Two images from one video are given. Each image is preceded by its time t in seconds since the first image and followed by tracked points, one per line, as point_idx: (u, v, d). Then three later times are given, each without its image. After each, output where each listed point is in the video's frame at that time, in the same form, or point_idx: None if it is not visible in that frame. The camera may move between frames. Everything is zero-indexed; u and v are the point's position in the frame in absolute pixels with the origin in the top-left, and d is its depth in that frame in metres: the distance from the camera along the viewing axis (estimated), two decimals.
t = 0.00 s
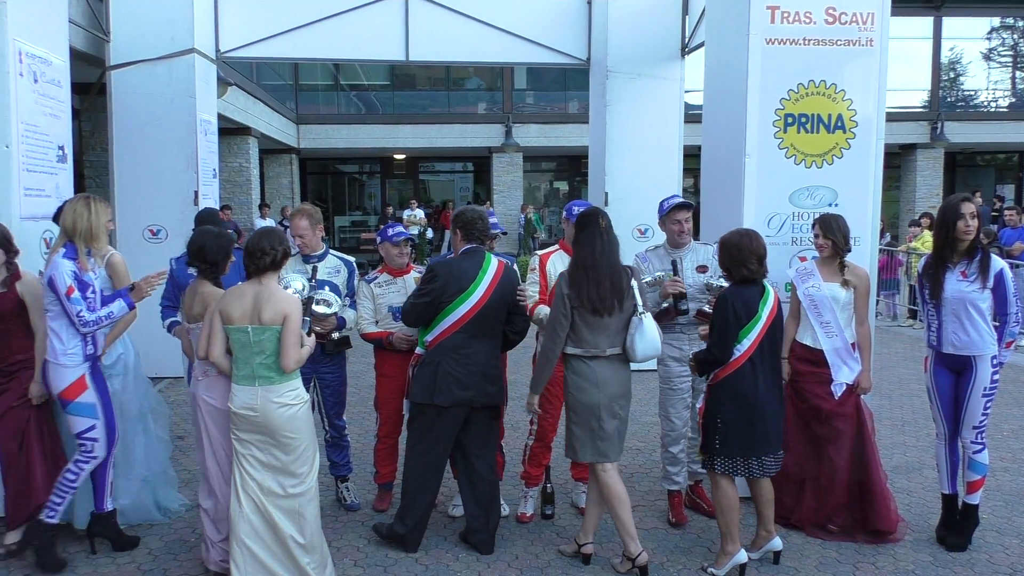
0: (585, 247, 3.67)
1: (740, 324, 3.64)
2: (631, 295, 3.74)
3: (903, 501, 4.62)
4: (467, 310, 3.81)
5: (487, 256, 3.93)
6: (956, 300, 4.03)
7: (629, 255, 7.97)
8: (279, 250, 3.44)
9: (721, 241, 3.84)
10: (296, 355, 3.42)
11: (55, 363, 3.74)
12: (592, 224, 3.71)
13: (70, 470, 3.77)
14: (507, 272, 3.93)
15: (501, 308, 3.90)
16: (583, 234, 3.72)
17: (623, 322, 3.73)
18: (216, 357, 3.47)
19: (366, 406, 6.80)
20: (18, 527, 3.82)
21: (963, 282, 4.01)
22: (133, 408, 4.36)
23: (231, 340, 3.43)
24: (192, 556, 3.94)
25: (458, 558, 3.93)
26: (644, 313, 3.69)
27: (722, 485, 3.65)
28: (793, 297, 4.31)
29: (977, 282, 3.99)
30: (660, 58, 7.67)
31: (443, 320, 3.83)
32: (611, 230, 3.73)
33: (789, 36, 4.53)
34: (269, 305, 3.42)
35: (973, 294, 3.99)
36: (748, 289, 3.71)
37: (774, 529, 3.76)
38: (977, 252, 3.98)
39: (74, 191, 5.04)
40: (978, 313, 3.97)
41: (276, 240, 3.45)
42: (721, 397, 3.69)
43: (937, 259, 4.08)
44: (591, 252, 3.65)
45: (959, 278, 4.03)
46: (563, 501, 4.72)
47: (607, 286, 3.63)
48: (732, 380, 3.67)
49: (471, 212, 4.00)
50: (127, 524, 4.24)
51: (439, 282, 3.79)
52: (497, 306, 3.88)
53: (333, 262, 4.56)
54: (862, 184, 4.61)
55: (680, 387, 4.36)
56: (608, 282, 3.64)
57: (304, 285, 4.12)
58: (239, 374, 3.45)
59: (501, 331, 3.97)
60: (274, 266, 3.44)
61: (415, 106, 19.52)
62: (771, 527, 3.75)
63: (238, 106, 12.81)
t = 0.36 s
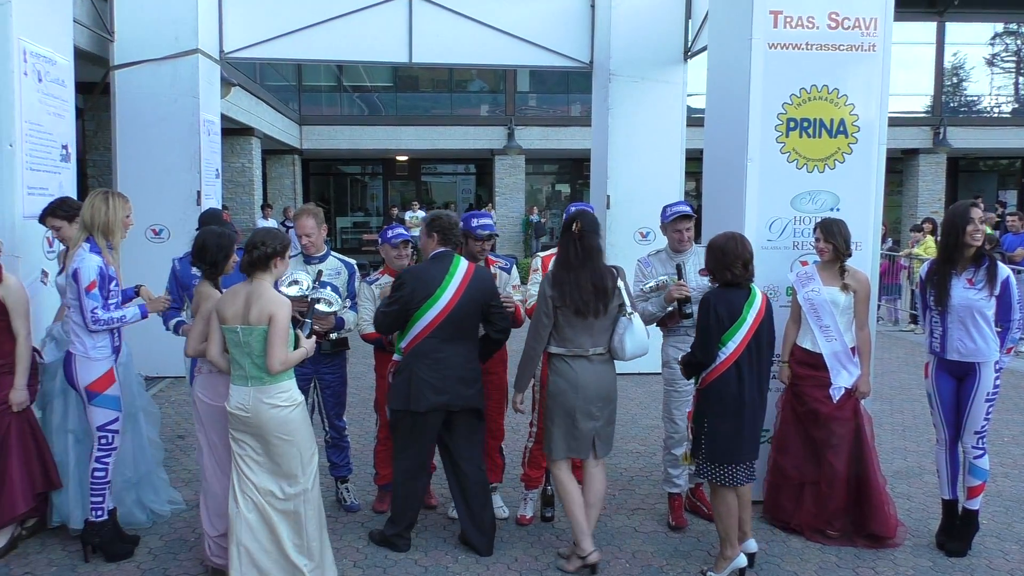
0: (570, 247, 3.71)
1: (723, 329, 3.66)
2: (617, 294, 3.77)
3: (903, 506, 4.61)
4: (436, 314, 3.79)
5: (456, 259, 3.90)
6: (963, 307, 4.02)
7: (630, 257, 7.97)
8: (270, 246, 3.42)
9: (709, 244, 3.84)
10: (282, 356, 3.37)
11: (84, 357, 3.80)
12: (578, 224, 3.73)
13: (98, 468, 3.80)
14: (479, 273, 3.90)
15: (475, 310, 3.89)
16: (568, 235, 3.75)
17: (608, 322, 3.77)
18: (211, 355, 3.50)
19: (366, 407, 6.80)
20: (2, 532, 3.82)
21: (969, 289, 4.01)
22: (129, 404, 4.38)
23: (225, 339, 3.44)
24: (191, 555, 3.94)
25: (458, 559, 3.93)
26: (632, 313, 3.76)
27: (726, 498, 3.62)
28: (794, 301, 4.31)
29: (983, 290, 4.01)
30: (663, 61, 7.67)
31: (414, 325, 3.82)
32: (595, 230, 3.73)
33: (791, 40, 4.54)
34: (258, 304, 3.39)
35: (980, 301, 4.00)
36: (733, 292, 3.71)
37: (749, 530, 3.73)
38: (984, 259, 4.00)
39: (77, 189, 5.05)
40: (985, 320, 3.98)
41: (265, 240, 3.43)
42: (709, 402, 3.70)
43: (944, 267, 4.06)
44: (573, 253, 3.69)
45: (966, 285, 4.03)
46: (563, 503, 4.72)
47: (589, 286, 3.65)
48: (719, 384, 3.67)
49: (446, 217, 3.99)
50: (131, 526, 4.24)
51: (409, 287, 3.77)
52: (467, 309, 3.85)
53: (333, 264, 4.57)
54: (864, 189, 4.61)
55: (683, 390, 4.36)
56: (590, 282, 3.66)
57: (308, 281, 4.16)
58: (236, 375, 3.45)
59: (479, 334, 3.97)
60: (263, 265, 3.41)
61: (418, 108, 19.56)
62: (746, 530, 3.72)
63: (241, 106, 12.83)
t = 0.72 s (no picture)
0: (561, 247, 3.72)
1: (722, 329, 3.66)
2: (605, 297, 3.78)
3: (902, 510, 4.61)
4: (394, 313, 3.82)
5: (415, 256, 3.92)
6: (970, 318, 4.01)
7: (631, 259, 7.97)
8: (283, 245, 3.44)
9: (705, 245, 3.86)
10: (302, 355, 3.38)
11: (90, 357, 3.82)
12: (568, 225, 3.75)
13: (98, 467, 3.81)
14: (438, 268, 3.92)
15: (437, 306, 3.91)
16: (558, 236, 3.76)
17: (596, 324, 3.79)
18: (232, 353, 3.50)
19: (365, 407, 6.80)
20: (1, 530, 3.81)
21: (976, 301, 4.01)
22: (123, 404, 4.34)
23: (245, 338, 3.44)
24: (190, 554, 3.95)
25: (457, 560, 3.93)
26: (617, 313, 3.76)
27: (721, 495, 3.61)
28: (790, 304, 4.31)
29: (988, 302, 4.01)
30: (664, 64, 7.69)
31: (377, 325, 3.85)
32: (585, 232, 3.76)
33: (793, 44, 4.54)
34: (277, 302, 3.40)
35: (986, 313, 4.00)
36: (728, 293, 3.72)
37: (740, 533, 3.72)
38: (990, 271, 4.00)
39: (79, 188, 5.05)
40: (991, 332, 3.99)
41: (280, 238, 3.46)
42: (705, 403, 3.70)
43: (951, 278, 4.04)
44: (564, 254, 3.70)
45: (972, 296, 4.03)
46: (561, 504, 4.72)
47: (577, 288, 3.69)
48: (714, 385, 3.67)
49: (399, 215, 3.99)
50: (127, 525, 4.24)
51: (368, 287, 3.82)
52: (427, 307, 3.87)
53: (334, 265, 4.57)
54: (864, 192, 4.62)
55: (682, 392, 4.36)
56: (578, 284, 3.69)
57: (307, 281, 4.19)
58: (254, 373, 3.47)
59: (446, 330, 4.01)
60: (274, 263, 3.42)
61: (421, 109, 19.60)
62: (738, 531, 3.72)
63: (243, 106, 12.87)
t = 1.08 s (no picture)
0: (560, 247, 3.72)
1: (714, 326, 3.67)
2: (598, 297, 3.79)
3: (899, 509, 4.61)
4: (380, 310, 3.83)
5: (400, 252, 3.92)
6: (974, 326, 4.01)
7: (630, 260, 7.97)
8: (302, 241, 3.41)
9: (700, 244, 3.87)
10: (316, 353, 3.36)
11: (108, 346, 3.84)
12: (565, 223, 3.73)
13: (106, 461, 3.81)
14: (422, 264, 3.94)
15: (422, 302, 3.92)
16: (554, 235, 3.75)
17: (590, 322, 3.78)
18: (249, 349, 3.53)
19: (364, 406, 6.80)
20: None
21: (980, 310, 4.01)
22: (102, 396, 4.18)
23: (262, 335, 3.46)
24: (189, 552, 3.96)
25: (454, 558, 3.94)
26: (612, 313, 3.71)
27: (713, 484, 3.64)
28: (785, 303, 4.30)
29: (991, 309, 4.02)
30: (664, 64, 7.69)
31: (364, 323, 3.86)
32: (581, 230, 3.75)
33: (792, 44, 4.55)
34: (291, 301, 3.40)
35: (988, 320, 4.01)
36: (723, 292, 3.73)
37: (737, 530, 3.70)
38: (994, 280, 4.00)
39: (78, 186, 5.05)
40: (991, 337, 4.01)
41: (294, 235, 3.42)
42: (700, 399, 3.71)
43: (955, 286, 4.04)
44: (564, 254, 3.71)
45: (975, 305, 4.03)
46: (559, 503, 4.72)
47: (573, 286, 3.68)
48: (707, 382, 3.69)
49: (382, 213, 4.02)
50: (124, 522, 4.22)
51: (354, 287, 3.84)
52: (414, 302, 3.89)
53: (335, 264, 4.62)
54: (862, 193, 4.62)
55: (679, 391, 4.37)
56: (575, 283, 3.69)
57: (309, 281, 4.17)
58: (270, 370, 3.49)
59: (434, 327, 4.00)
60: (288, 260, 3.39)
61: (421, 109, 19.63)
62: (735, 528, 3.71)
63: (243, 105, 12.85)
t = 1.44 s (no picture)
0: (547, 245, 3.69)
1: (715, 321, 3.67)
2: (588, 291, 3.79)
3: (899, 507, 4.61)
4: (380, 310, 3.82)
5: (397, 253, 3.94)
6: (974, 321, 4.02)
7: (630, 259, 7.98)
8: (309, 241, 3.42)
9: (700, 242, 3.87)
10: (320, 354, 3.36)
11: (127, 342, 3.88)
12: (548, 220, 3.73)
13: (103, 455, 3.85)
14: (419, 264, 3.97)
15: (418, 302, 3.94)
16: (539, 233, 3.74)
17: (581, 320, 3.80)
18: (256, 347, 3.57)
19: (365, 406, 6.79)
20: None
21: (980, 304, 4.01)
22: (75, 396, 4.02)
23: (268, 334, 3.48)
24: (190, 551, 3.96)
25: (455, 556, 3.93)
26: (604, 308, 3.79)
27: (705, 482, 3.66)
28: (784, 301, 4.30)
29: (991, 303, 4.02)
30: (663, 63, 7.70)
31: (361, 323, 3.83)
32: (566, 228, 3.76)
33: (792, 42, 4.55)
34: (296, 299, 3.40)
35: (988, 314, 4.02)
36: (727, 288, 3.73)
37: (738, 528, 3.74)
38: (994, 274, 4.01)
39: (78, 186, 5.05)
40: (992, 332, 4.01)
41: (301, 234, 3.42)
42: (699, 394, 3.70)
43: (955, 280, 4.04)
44: (552, 251, 3.68)
45: (975, 299, 4.03)
46: (560, 501, 4.71)
47: (565, 283, 3.68)
48: (707, 377, 3.68)
49: (372, 212, 4.01)
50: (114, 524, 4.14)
51: (352, 287, 3.81)
52: (411, 302, 3.90)
53: (337, 263, 4.69)
54: (862, 191, 4.62)
55: (679, 389, 4.37)
56: (565, 279, 3.69)
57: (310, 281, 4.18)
58: (275, 367, 3.49)
59: (425, 328, 4.01)
60: (296, 259, 3.41)
61: (421, 109, 19.64)
62: (735, 526, 3.74)
63: (242, 105, 12.84)
